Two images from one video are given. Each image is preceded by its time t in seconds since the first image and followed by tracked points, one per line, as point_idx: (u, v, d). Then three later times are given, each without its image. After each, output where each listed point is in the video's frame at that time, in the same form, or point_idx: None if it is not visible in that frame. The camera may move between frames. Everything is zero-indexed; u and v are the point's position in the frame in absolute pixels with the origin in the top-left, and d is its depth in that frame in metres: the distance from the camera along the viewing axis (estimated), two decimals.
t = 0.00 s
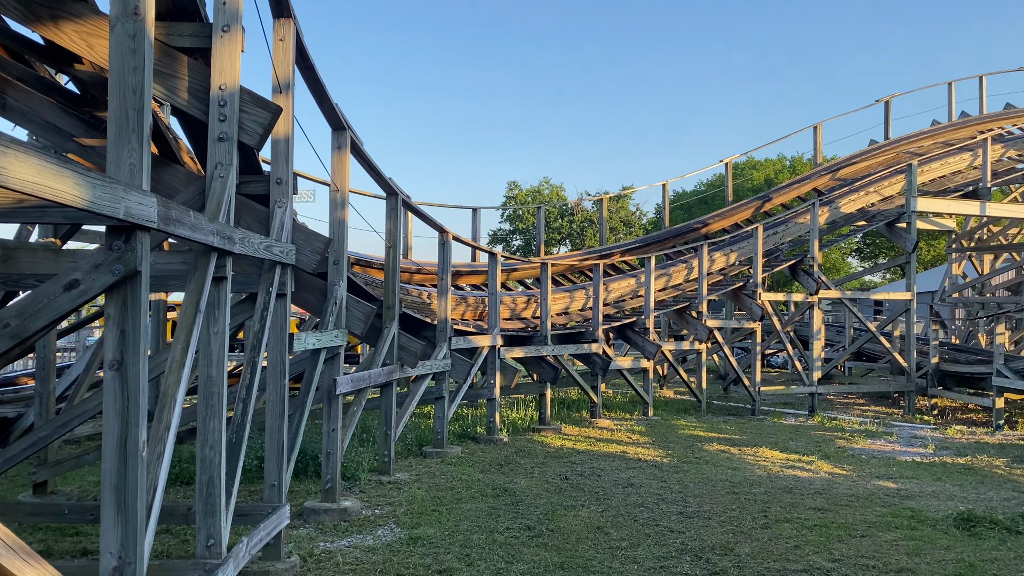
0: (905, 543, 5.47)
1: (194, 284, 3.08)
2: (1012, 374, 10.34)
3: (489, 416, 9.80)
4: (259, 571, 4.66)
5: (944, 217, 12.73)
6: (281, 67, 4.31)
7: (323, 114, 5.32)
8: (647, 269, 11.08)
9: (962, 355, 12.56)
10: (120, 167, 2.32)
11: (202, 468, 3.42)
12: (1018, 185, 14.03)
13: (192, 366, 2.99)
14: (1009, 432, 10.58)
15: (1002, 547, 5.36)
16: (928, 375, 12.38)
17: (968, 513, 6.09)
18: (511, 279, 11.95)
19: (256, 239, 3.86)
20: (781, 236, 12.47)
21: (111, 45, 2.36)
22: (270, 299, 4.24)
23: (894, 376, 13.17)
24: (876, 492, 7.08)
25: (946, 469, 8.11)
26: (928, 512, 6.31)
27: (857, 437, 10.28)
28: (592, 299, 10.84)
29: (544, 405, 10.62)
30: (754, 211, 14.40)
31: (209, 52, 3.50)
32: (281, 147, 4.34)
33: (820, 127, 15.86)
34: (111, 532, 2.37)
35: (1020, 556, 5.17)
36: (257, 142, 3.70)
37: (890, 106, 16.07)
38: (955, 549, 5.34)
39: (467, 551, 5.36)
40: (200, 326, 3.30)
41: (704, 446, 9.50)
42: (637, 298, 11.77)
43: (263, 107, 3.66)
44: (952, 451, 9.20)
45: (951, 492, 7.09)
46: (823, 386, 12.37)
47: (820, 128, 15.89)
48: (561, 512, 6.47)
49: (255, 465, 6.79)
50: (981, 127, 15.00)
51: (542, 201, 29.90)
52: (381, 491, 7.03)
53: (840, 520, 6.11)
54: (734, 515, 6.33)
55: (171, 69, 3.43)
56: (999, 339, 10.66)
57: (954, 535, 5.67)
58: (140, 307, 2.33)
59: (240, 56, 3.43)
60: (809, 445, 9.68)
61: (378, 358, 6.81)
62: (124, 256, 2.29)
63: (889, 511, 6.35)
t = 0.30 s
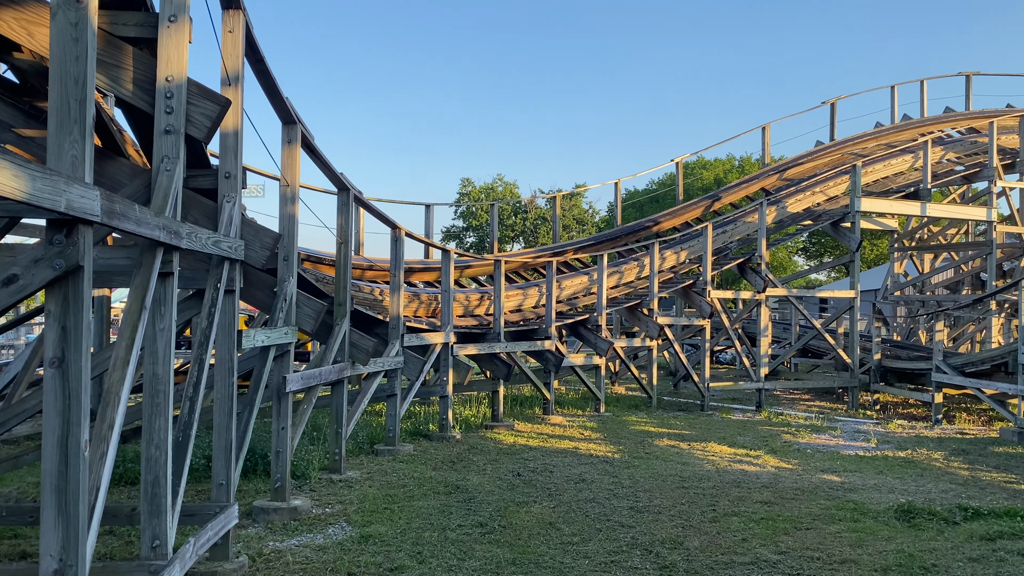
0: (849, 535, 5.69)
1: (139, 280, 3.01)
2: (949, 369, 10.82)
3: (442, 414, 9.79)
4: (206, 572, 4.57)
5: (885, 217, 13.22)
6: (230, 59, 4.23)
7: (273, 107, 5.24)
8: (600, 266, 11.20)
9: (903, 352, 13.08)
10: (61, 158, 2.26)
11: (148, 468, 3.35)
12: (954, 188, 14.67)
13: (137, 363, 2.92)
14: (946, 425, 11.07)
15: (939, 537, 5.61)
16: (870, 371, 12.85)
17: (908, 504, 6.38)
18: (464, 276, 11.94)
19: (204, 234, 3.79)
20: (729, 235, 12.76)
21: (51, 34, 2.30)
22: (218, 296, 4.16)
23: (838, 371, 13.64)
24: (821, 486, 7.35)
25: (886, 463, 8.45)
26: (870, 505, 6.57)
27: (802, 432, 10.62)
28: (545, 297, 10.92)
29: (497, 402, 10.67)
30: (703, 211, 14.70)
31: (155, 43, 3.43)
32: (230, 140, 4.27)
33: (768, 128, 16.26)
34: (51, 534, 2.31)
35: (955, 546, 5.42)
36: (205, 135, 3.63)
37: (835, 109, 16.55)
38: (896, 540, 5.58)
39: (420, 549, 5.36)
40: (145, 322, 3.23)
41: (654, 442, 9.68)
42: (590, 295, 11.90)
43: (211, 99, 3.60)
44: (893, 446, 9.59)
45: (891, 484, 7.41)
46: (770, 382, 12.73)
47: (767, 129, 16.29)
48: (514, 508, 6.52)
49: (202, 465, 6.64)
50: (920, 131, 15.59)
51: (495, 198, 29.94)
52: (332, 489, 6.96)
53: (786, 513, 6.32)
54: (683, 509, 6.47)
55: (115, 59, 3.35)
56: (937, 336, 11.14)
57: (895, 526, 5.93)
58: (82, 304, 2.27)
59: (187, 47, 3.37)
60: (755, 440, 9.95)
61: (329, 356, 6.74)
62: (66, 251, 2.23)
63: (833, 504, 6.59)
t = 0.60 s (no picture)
0: (800, 530, 5.80)
1: (87, 276, 2.88)
2: (898, 367, 11.21)
3: (399, 412, 9.69)
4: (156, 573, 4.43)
5: (836, 218, 13.55)
6: (184, 52, 4.09)
7: (228, 101, 5.09)
8: (558, 265, 11.22)
9: (852, 350, 13.44)
10: (4, 151, 2.14)
11: (96, 467, 3.21)
12: (902, 191, 15.12)
13: (86, 361, 2.79)
14: (893, 422, 11.41)
15: (886, 531, 5.76)
16: (821, 369, 13.18)
17: (857, 499, 6.54)
18: (423, 273, 11.84)
19: (155, 229, 3.65)
20: (685, 234, 12.91)
21: None
22: (169, 293, 4.01)
23: (790, 369, 13.95)
24: (773, 481, 7.49)
25: (837, 459, 8.66)
26: (820, 500, 6.72)
27: (755, 428, 10.83)
28: (504, 295, 10.89)
29: (455, 399, 10.62)
30: (660, 211, 14.86)
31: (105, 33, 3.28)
32: (183, 134, 4.12)
33: (723, 129, 16.51)
34: None
35: (902, 539, 5.56)
36: (156, 129, 3.48)
37: (789, 111, 16.89)
38: (846, 534, 5.71)
39: (376, 548, 5.28)
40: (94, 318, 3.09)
41: (610, 439, 9.76)
42: (548, 293, 11.91)
43: (164, 92, 3.45)
44: (842, 441, 9.85)
45: (840, 479, 7.59)
46: (724, 379, 12.95)
47: (723, 130, 16.54)
48: (470, 506, 6.48)
49: (152, 464, 6.44)
50: (870, 134, 16.02)
51: (454, 196, 29.81)
52: (286, 488, 6.82)
53: (738, 508, 6.42)
54: (638, 505, 6.52)
55: (63, 50, 3.22)
56: (885, 335, 11.48)
57: (844, 520, 6.07)
58: (27, 300, 2.15)
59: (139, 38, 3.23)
60: (709, 436, 10.11)
61: (284, 353, 6.59)
62: (10, 246, 2.10)
63: (785, 499, 6.72)
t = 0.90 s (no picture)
0: (754, 526, 5.82)
1: (34, 272, 2.70)
2: (850, 367, 11.45)
3: (357, 411, 9.50)
4: None
5: (792, 219, 13.77)
6: (137, 45, 3.88)
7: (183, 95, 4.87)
8: (519, 263, 11.13)
9: (806, 350, 13.66)
10: None
11: (42, 468, 2.99)
12: (855, 193, 15.44)
13: (33, 360, 2.62)
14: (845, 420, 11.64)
15: (838, 527, 5.81)
16: (776, 367, 13.41)
17: (810, 496, 6.60)
18: (382, 271, 11.64)
19: (107, 226, 3.44)
20: (644, 234, 12.96)
21: None
22: (122, 290, 3.80)
23: (745, 367, 14.13)
24: (729, 479, 7.53)
25: (791, 456, 8.77)
26: (774, 497, 6.77)
27: (711, 426, 10.94)
28: (464, 293, 10.75)
29: (414, 399, 10.46)
30: (620, 211, 14.91)
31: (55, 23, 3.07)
32: (136, 129, 3.92)
33: (683, 130, 16.64)
34: None
35: (852, 534, 5.62)
36: (109, 125, 3.29)
37: (747, 114, 17.11)
38: (800, 530, 5.75)
39: (332, 548, 5.12)
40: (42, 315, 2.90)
41: (570, 437, 9.73)
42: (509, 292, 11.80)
43: (117, 86, 3.26)
44: (796, 439, 10.00)
45: (794, 476, 7.68)
46: (681, 378, 13.04)
47: (683, 132, 16.67)
48: (428, 505, 6.35)
49: (101, 465, 6.15)
50: (824, 137, 16.33)
51: (415, 194, 29.57)
52: (241, 489, 6.59)
53: (694, 505, 6.42)
54: (596, 503, 6.48)
55: (10, 41, 2.98)
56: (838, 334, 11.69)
57: (796, 516, 6.12)
58: None
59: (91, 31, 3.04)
60: (667, 434, 10.16)
61: (240, 352, 6.36)
62: None
63: (741, 496, 6.75)
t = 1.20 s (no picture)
0: (711, 524, 5.80)
1: None
2: (805, 367, 11.60)
3: (316, 412, 9.25)
4: None
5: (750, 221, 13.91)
6: (90, 37, 3.65)
7: (138, 90, 4.61)
8: (481, 263, 11.00)
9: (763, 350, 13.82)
10: None
11: None
12: (811, 196, 15.70)
13: None
14: (801, 419, 11.79)
15: (792, 524, 5.81)
16: (733, 367, 13.57)
17: (765, 494, 6.62)
18: (342, 271, 11.39)
19: (57, 222, 3.22)
20: (606, 235, 12.96)
21: None
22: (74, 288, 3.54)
23: (703, 367, 14.23)
24: (686, 477, 7.53)
25: (748, 454, 8.83)
26: (731, 495, 6.77)
27: (671, 425, 10.98)
28: (426, 293, 10.60)
29: (374, 399, 10.24)
30: (582, 212, 14.87)
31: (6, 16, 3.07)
32: (88, 123, 3.67)
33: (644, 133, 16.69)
34: None
35: (806, 532, 5.62)
36: (59, 118, 3.27)
37: (706, 117, 17.24)
38: (756, 528, 5.74)
39: (289, 550, 4.92)
40: None
41: (530, 437, 9.62)
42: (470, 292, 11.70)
43: (69, 80, 3.24)
44: (753, 438, 10.08)
45: (750, 475, 7.71)
46: (641, 377, 13.07)
47: (643, 134, 16.73)
48: (387, 506, 6.18)
49: (50, 467, 5.84)
50: (782, 141, 16.55)
51: (376, 193, 29.21)
52: (197, 490, 6.33)
53: (653, 504, 6.38)
54: (556, 503, 6.39)
55: None
56: (795, 334, 11.85)
57: (752, 514, 6.11)
58: None
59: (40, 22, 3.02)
60: (626, 434, 10.13)
61: (196, 352, 6.08)
62: None
63: (697, 495, 6.74)
